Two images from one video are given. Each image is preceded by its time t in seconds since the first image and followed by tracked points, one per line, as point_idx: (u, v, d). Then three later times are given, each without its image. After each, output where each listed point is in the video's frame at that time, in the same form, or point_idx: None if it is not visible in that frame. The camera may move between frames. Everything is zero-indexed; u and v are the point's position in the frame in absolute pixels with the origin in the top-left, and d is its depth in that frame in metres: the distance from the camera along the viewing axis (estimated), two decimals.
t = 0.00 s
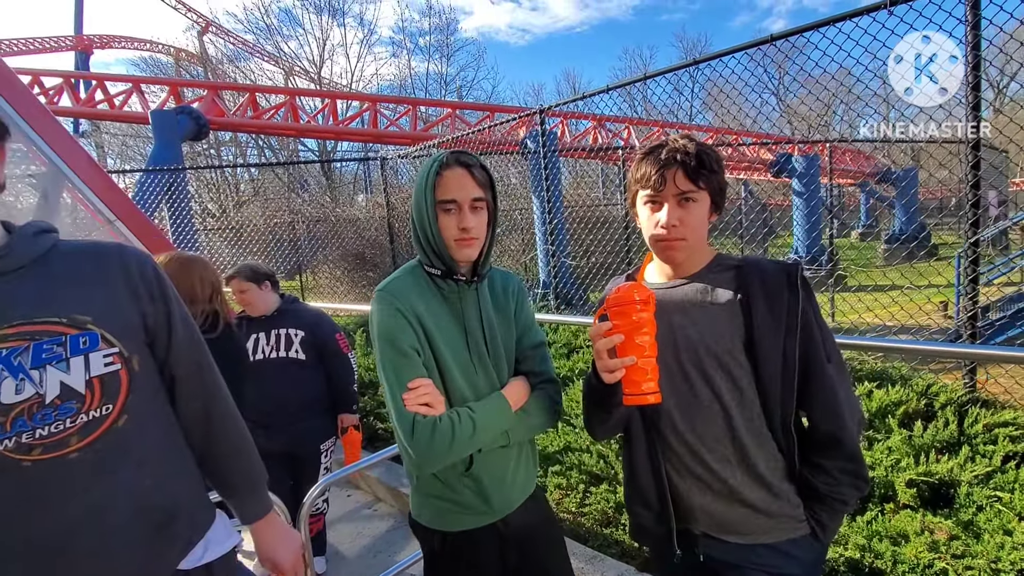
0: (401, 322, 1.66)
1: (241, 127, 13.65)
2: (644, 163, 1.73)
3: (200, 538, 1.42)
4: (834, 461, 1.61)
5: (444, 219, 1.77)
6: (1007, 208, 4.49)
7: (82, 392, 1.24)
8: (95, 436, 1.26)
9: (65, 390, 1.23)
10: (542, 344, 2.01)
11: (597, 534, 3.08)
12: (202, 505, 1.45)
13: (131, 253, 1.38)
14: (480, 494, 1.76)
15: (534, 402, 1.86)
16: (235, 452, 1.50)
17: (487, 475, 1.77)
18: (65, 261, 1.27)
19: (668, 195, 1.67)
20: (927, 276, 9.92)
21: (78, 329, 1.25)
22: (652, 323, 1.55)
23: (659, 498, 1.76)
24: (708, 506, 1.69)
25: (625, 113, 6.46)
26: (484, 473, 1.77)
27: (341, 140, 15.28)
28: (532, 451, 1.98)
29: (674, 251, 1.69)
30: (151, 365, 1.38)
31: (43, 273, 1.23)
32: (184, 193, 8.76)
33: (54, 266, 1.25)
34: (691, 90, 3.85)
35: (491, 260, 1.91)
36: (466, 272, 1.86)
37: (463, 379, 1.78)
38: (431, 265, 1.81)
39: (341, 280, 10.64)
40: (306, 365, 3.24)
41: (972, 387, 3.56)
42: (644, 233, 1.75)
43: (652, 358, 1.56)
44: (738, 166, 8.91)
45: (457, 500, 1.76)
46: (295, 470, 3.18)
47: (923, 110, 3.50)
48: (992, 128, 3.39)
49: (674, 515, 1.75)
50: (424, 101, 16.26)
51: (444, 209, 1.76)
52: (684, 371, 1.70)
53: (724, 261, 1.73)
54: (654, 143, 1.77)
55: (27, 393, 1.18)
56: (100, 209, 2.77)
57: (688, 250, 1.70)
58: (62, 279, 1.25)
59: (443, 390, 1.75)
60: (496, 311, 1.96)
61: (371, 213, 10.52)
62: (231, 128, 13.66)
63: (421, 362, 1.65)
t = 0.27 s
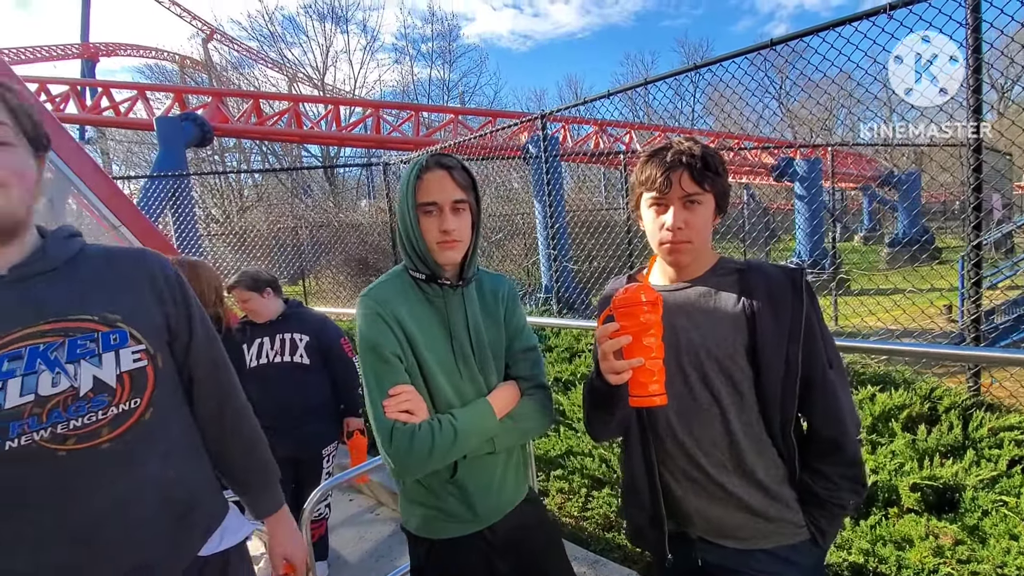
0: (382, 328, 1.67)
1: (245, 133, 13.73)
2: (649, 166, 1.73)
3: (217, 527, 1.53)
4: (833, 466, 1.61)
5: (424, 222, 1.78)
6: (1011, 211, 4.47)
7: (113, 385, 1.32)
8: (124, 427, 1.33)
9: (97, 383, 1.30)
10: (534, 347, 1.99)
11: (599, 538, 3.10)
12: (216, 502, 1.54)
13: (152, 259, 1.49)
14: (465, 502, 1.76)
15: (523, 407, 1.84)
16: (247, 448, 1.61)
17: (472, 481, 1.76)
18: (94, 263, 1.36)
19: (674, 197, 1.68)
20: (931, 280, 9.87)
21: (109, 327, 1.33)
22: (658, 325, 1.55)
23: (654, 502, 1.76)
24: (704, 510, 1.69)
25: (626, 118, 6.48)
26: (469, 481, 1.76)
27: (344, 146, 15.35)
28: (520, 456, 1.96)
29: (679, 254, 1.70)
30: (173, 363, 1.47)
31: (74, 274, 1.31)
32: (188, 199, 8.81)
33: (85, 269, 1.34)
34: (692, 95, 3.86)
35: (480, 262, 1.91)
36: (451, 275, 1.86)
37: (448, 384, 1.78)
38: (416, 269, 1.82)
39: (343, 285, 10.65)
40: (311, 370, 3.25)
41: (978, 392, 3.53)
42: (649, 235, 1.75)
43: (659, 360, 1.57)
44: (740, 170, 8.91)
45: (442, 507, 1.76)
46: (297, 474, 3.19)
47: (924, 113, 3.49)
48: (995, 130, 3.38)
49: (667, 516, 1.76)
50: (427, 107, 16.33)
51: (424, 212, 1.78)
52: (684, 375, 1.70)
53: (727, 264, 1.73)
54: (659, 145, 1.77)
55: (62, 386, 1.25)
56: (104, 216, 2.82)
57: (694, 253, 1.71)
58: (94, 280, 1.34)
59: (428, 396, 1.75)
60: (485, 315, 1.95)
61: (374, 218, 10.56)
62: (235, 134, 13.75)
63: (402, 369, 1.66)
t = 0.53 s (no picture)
0: (379, 342, 1.67)
1: (249, 139, 13.82)
2: (660, 171, 1.73)
3: (255, 524, 1.51)
4: (841, 478, 1.59)
5: (419, 233, 1.78)
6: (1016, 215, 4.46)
7: (173, 384, 1.35)
8: (180, 425, 1.35)
9: (159, 381, 1.32)
10: (534, 356, 1.98)
11: (604, 545, 3.05)
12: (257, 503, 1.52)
13: (212, 268, 1.55)
14: (466, 513, 1.74)
15: (523, 417, 1.83)
16: (282, 453, 1.62)
17: (472, 493, 1.75)
18: (162, 269, 1.41)
19: (685, 203, 1.68)
20: (935, 284, 9.84)
21: (172, 328, 1.36)
22: (670, 336, 1.56)
23: (657, 510, 1.75)
24: (710, 520, 1.68)
25: (630, 123, 6.50)
26: (469, 492, 1.74)
27: (347, 152, 15.42)
28: (521, 467, 1.94)
29: (688, 260, 1.71)
30: (222, 366, 1.50)
31: (145, 279, 1.36)
32: (193, 205, 8.85)
33: (151, 273, 1.39)
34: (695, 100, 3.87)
35: (478, 271, 1.90)
36: (449, 286, 1.85)
37: (447, 396, 1.76)
38: (413, 281, 1.81)
39: (347, 290, 10.68)
40: (316, 377, 3.24)
41: (983, 397, 3.52)
42: (659, 240, 1.76)
43: (670, 371, 1.57)
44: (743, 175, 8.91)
45: (441, 518, 1.75)
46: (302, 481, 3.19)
47: (928, 118, 3.50)
48: (999, 135, 3.38)
49: (670, 526, 1.75)
50: (429, 113, 16.41)
51: (418, 222, 1.78)
52: (694, 383, 1.70)
53: (738, 271, 1.73)
54: (671, 151, 1.78)
55: (129, 382, 1.27)
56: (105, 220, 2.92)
57: (705, 260, 1.72)
58: (157, 284, 1.38)
59: (426, 408, 1.74)
60: (484, 326, 1.93)
61: (377, 224, 10.59)
62: (239, 141, 13.83)
63: (400, 383, 1.65)
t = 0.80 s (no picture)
0: (389, 346, 1.68)
1: (256, 145, 13.93)
2: (671, 174, 1.74)
3: (292, 518, 1.56)
4: (855, 485, 1.58)
5: (429, 235, 1.79)
6: None
7: (231, 378, 1.45)
8: (235, 417, 1.45)
9: (220, 375, 1.44)
10: (542, 361, 1.98)
11: (613, 550, 3.05)
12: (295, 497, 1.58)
13: (278, 279, 1.66)
14: (474, 516, 1.74)
15: (530, 421, 1.83)
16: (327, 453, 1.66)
17: (480, 496, 1.75)
18: (233, 276, 1.56)
19: (697, 206, 1.68)
20: (944, 288, 9.75)
21: (234, 328, 1.48)
22: (679, 344, 1.56)
23: (668, 514, 1.76)
24: (720, 526, 1.68)
25: (635, 127, 6.51)
26: (478, 495, 1.75)
27: (354, 157, 15.51)
28: (530, 471, 1.94)
29: (700, 262, 1.70)
30: (276, 366, 1.58)
31: (215, 284, 1.51)
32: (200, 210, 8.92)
33: (221, 280, 1.53)
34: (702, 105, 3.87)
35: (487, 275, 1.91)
36: (459, 290, 1.85)
37: (456, 400, 1.77)
38: (423, 285, 1.82)
39: (352, 295, 10.71)
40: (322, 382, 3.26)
41: (994, 401, 3.48)
42: (670, 243, 1.76)
43: (679, 379, 1.56)
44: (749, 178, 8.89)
45: (449, 520, 1.75)
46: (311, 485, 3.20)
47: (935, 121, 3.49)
48: (1008, 138, 3.36)
49: (681, 530, 1.75)
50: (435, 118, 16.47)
51: (429, 226, 1.79)
52: (705, 387, 1.70)
53: (752, 277, 1.72)
54: (683, 154, 1.79)
55: (194, 373, 1.40)
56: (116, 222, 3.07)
57: (716, 262, 1.71)
58: (223, 289, 1.51)
59: (436, 412, 1.75)
60: (493, 330, 1.94)
61: (383, 228, 10.64)
62: (246, 147, 13.95)
63: (409, 386, 1.66)
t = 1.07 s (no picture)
0: (415, 349, 1.70)
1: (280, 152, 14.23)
2: (692, 179, 1.74)
3: (325, 513, 1.60)
4: (884, 494, 1.56)
5: (454, 240, 1.82)
6: None
7: (280, 377, 1.52)
8: (281, 414, 1.52)
9: (270, 374, 1.51)
10: (561, 364, 2.00)
11: (635, 556, 3.04)
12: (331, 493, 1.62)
13: (333, 290, 1.72)
14: (498, 517, 1.75)
15: (552, 424, 1.85)
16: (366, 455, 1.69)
17: (504, 497, 1.76)
18: (290, 283, 1.64)
19: (717, 211, 1.68)
20: (976, 291, 9.46)
21: (286, 331, 1.56)
22: (700, 353, 1.55)
23: (690, 518, 1.75)
24: (744, 531, 1.66)
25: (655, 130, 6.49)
26: (501, 496, 1.76)
27: (374, 162, 15.72)
28: (550, 474, 1.95)
29: (722, 266, 1.69)
30: (324, 367, 1.65)
31: (275, 289, 1.60)
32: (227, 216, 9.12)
33: (277, 286, 1.60)
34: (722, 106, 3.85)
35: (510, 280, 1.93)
36: (481, 294, 1.88)
37: (480, 402, 1.79)
38: (447, 289, 1.85)
39: (373, 298, 10.86)
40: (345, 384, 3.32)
41: None
42: (690, 248, 1.76)
43: (700, 387, 1.56)
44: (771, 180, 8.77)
45: (472, 521, 1.76)
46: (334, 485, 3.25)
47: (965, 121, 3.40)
48: None
49: (705, 536, 1.73)
50: (454, 123, 16.62)
51: (454, 231, 1.82)
52: (726, 391, 1.69)
53: (774, 280, 1.71)
54: (704, 159, 1.78)
55: (247, 371, 1.48)
56: (150, 229, 3.24)
57: (737, 266, 1.70)
58: (277, 294, 1.59)
59: (460, 414, 1.77)
60: (514, 333, 1.96)
61: (403, 232, 10.76)
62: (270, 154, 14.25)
63: (435, 388, 1.68)
